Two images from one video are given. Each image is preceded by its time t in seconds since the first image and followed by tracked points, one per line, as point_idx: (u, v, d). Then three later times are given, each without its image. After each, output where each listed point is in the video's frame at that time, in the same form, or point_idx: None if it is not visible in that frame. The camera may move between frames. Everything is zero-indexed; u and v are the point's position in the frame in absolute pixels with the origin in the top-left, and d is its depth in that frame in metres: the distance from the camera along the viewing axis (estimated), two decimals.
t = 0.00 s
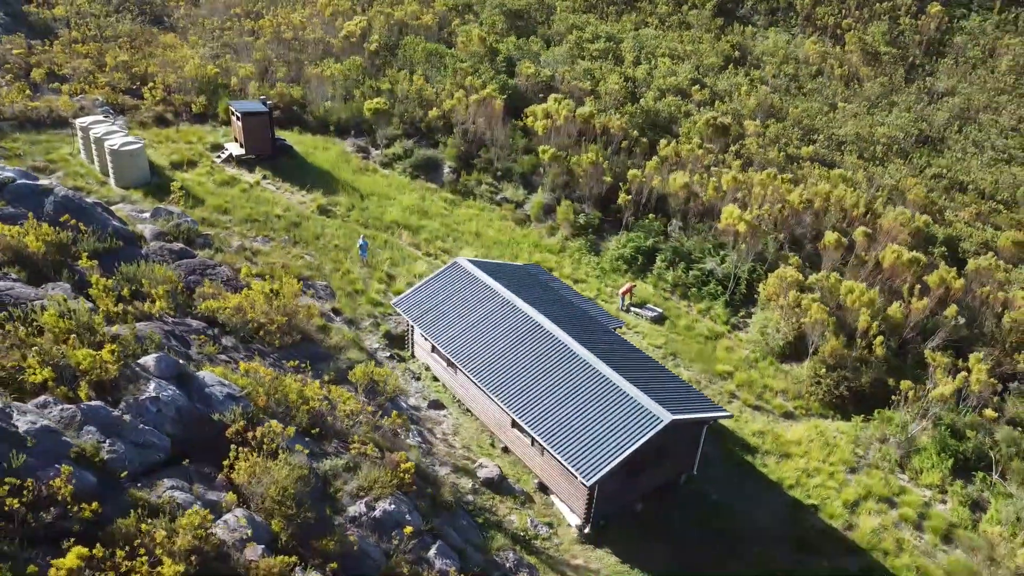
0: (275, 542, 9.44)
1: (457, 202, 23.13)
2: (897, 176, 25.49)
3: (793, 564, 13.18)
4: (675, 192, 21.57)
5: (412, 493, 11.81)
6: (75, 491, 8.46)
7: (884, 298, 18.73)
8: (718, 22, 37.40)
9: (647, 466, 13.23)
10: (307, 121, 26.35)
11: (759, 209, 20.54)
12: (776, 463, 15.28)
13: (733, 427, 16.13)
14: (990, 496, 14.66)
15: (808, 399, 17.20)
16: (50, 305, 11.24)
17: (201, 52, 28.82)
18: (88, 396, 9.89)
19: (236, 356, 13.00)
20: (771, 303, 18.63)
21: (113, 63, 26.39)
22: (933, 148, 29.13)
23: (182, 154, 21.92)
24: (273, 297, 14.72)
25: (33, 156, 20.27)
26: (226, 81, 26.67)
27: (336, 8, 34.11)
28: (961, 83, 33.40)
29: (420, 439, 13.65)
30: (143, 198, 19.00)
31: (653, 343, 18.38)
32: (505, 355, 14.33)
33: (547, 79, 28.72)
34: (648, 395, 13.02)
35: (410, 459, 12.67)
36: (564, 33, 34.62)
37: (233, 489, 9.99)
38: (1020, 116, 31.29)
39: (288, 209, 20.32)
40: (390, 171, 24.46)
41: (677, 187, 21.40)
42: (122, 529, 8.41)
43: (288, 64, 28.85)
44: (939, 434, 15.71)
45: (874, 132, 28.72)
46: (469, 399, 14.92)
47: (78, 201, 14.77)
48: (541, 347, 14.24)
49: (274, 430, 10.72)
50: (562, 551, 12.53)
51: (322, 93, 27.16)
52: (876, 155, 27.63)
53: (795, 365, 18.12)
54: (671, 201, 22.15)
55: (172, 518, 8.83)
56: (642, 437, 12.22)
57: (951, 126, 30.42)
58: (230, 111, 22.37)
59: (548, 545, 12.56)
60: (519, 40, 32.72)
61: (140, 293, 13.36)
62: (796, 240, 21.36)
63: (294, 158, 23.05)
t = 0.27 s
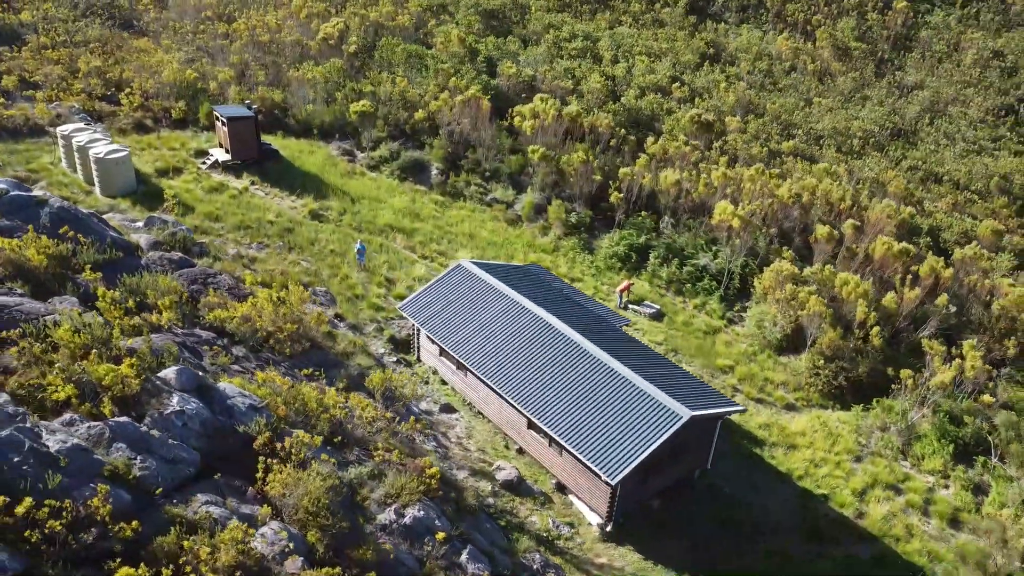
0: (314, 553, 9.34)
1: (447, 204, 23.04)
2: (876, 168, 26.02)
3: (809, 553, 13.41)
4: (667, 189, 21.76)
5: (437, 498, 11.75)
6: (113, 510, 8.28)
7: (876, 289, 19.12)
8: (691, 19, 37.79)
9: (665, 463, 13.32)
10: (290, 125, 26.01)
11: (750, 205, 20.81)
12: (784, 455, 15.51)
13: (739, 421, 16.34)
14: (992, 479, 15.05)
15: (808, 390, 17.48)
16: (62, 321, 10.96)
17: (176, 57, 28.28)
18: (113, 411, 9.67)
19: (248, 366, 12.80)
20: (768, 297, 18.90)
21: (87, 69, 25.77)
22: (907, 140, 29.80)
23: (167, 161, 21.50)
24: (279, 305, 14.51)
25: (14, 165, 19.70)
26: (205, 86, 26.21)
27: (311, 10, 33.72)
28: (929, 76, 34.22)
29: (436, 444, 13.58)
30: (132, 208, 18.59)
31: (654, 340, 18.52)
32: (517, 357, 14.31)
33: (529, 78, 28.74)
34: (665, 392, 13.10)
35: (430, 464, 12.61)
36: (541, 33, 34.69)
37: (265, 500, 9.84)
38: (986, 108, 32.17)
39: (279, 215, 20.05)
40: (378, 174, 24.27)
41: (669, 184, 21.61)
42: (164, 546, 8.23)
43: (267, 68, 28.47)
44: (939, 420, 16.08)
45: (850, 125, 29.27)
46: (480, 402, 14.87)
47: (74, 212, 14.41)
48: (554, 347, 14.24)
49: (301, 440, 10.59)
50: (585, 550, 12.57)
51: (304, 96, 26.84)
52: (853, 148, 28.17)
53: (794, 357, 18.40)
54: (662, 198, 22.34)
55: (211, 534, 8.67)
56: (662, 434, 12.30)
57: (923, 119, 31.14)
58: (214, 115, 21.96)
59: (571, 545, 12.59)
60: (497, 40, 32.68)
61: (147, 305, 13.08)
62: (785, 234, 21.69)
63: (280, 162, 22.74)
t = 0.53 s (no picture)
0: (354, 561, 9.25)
1: (437, 204, 22.94)
2: (855, 160, 26.52)
3: (822, 541, 13.65)
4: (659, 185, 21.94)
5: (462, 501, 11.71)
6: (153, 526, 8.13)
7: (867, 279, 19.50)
8: (664, 16, 38.10)
9: (681, 457, 13.45)
10: (272, 127, 25.65)
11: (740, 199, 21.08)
12: (790, 445, 15.76)
13: (743, 413, 16.57)
14: (990, 462, 15.48)
15: (807, 380, 17.80)
16: (75, 334, 10.68)
17: (150, 60, 27.68)
18: (140, 425, 9.47)
19: (262, 374, 12.62)
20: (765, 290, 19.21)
21: (61, 74, 25.11)
22: (881, 132, 30.44)
23: (151, 167, 21.06)
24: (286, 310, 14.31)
25: None
26: (184, 89, 25.71)
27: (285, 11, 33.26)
28: (898, 69, 35.00)
29: (453, 446, 13.52)
30: (121, 216, 18.18)
31: (653, 335, 18.67)
32: (529, 356, 14.31)
33: (511, 76, 28.71)
34: (680, 387, 13.22)
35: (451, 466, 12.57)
36: (518, 31, 34.68)
37: (299, 511, 9.72)
38: (955, 100, 33.00)
39: (271, 219, 19.77)
40: (365, 175, 24.05)
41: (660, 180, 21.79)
42: (209, 561, 8.09)
43: (245, 70, 28.06)
44: (936, 405, 16.49)
45: (826, 119, 29.82)
46: (492, 402, 14.83)
47: (72, 221, 14.06)
48: (566, 346, 14.27)
49: (331, 448, 10.48)
50: (607, 546, 12.63)
51: (285, 97, 26.47)
52: (831, 141, 28.68)
53: (791, 348, 18.71)
54: (653, 193, 22.53)
55: (254, 546, 8.54)
56: (682, 428, 12.41)
57: (895, 111, 31.82)
58: (198, 119, 21.54)
59: (593, 542, 12.65)
60: (474, 39, 32.59)
61: (154, 315, 12.82)
62: (774, 227, 22.01)
63: (267, 166, 22.42)
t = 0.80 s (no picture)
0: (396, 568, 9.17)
1: (428, 205, 22.82)
2: (835, 153, 27.00)
3: (835, 528, 13.90)
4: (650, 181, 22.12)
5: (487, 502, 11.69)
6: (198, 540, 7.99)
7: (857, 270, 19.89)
8: (637, 13, 38.37)
9: (697, 451, 13.61)
10: (255, 130, 25.27)
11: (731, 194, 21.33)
12: (794, 436, 16.02)
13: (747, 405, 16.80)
14: (987, 445, 15.90)
15: (805, 371, 18.09)
16: (92, 348, 10.43)
17: (124, 64, 27.06)
18: (169, 439, 9.28)
19: (278, 382, 12.45)
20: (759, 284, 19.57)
21: (34, 80, 24.43)
22: (856, 124, 31.03)
23: (136, 173, 20.61)
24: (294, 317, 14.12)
25: None
26: (162, 93, 25.20)
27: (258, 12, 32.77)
28: (868, 63, 35.71)
29: (470, 448, 13.49)
30: (111, 224, 17.76)
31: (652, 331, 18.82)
32: (542, 356, 14.37)
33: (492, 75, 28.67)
34: (695, 382, 13.37)
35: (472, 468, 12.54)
36: (494, 30, 34.64)
37: (335, 519, 9.62)
38: (924, 92, 33.78)
39: (264, 224, 19.50)
40: (352, 178, 23.83)
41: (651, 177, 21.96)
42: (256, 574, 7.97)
43: (223, 73, 27.60)
44: (932, 392, 16.88)
45: (803, 113, 30.30)
46: (503, 403, 14.84)
47: (70, 231, 13.70)
48: (578, 345, 14.36)
49: (360, 454, 10.37)
50: (629, 542, 12.71)
51: (266, 100, 26.09)
52: (809, 135, 29.16)
53: (787, 340, 19.01)
54: (643, 190, 22.69)
55: (298, 557, 8.43)
56: (701, 422, 12.56)
57: (867, 104, 32.46)
58: (183, 124, 21.11)
59: (615, 538, 12.72)
60: (452, 39, 32.46)
61: (163, 325, 12.56)
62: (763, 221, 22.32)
63: (254, 170, 22.09)
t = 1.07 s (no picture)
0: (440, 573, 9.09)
1: (418, 207, 22.70)
2: (814, 147, 27.46)
3: (846, 516, 14.15)
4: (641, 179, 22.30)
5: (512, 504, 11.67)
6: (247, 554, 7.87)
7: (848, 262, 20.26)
8: (611, 12, 38.60)
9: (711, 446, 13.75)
10: (237, 135, 24.88)
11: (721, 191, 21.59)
12: (798, 427, 16.29)
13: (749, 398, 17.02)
14: (983, 429, 16.32)
15: (802, 363, 18.39)
16: (111, 361, 10.19)
17: (98, 69, 26.44)
18: (203, 452, 9.12)
19: (295, 390, 12.33)
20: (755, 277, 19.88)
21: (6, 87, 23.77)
22: (831, 118, 31.59)
23: (122, 181, 20.17)
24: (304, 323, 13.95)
25: None
26: (140, 99, 24.68)
27: (232, 15, 32.28)
28: (838, 58, 36.39)
29: (486, 449, 13.45)
30: (101, 234, 17.36)
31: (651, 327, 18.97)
32: (554, 356, 14.40)
33: (474, 75, 28.63)
34: (709, 377, 13.50)
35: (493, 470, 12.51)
36: (471, 31, 34.59)
37: (372, 527, 9.54)
38: (894, 86, 34.53)
39: (257, 230, 19.22)
40: (340, 181, 23.60)
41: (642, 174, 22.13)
42: None
43: (201, 77, 27.13)
44: (927, 379, 17.28)
45: (780, 108, 30.78)
46: (515, 404, 14.84)
47: (70, 242, 13.34)
48: (590, 343, 14.41)
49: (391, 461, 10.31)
50: (650, 538, 12.79)
51: (247, 104, 25.71)
52: (787, 130, 29.63)
53: (783, 332, 19.30)
54: (633, 187, 22.85)
55: (344, 567, 8.33)
56: (719, 417, 12.70)
57: (841, 99, 33.09)
58: (168, 130, 20.70)
59: (636, 534, 12.78)
60: (430, 39, 32.31)
61: (173, 336, 12.32)
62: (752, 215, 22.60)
63: (242, 175, 21.76)
